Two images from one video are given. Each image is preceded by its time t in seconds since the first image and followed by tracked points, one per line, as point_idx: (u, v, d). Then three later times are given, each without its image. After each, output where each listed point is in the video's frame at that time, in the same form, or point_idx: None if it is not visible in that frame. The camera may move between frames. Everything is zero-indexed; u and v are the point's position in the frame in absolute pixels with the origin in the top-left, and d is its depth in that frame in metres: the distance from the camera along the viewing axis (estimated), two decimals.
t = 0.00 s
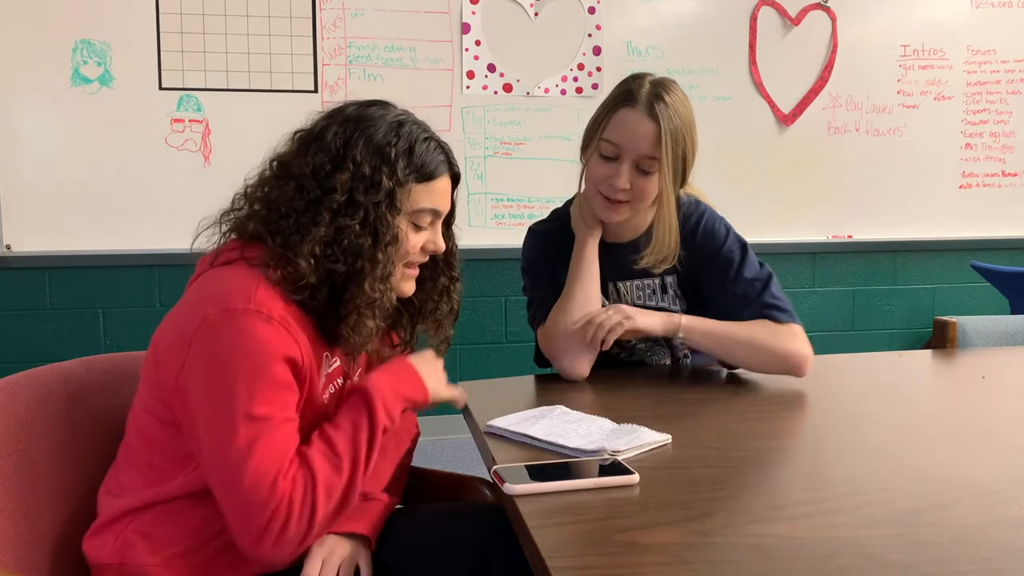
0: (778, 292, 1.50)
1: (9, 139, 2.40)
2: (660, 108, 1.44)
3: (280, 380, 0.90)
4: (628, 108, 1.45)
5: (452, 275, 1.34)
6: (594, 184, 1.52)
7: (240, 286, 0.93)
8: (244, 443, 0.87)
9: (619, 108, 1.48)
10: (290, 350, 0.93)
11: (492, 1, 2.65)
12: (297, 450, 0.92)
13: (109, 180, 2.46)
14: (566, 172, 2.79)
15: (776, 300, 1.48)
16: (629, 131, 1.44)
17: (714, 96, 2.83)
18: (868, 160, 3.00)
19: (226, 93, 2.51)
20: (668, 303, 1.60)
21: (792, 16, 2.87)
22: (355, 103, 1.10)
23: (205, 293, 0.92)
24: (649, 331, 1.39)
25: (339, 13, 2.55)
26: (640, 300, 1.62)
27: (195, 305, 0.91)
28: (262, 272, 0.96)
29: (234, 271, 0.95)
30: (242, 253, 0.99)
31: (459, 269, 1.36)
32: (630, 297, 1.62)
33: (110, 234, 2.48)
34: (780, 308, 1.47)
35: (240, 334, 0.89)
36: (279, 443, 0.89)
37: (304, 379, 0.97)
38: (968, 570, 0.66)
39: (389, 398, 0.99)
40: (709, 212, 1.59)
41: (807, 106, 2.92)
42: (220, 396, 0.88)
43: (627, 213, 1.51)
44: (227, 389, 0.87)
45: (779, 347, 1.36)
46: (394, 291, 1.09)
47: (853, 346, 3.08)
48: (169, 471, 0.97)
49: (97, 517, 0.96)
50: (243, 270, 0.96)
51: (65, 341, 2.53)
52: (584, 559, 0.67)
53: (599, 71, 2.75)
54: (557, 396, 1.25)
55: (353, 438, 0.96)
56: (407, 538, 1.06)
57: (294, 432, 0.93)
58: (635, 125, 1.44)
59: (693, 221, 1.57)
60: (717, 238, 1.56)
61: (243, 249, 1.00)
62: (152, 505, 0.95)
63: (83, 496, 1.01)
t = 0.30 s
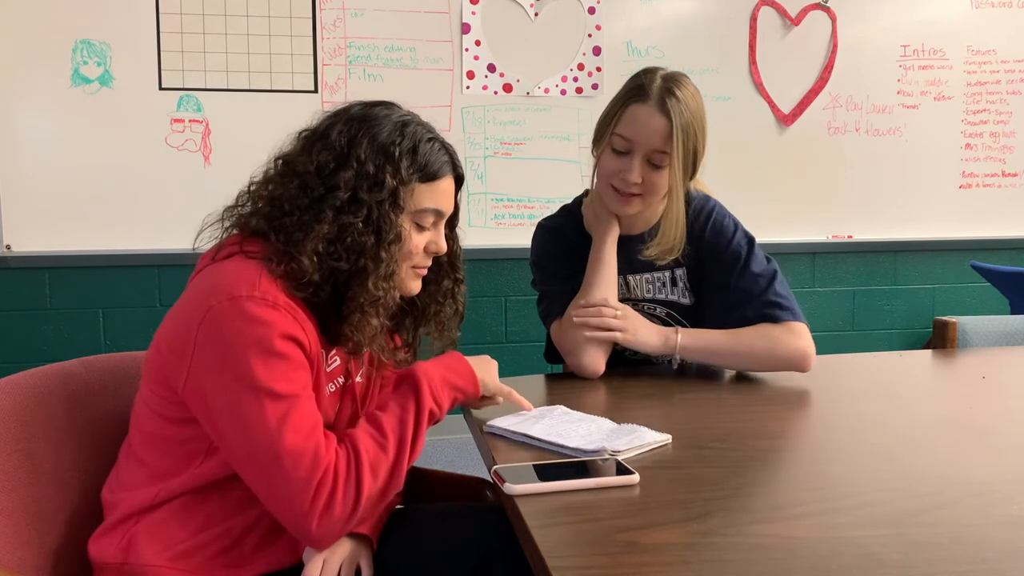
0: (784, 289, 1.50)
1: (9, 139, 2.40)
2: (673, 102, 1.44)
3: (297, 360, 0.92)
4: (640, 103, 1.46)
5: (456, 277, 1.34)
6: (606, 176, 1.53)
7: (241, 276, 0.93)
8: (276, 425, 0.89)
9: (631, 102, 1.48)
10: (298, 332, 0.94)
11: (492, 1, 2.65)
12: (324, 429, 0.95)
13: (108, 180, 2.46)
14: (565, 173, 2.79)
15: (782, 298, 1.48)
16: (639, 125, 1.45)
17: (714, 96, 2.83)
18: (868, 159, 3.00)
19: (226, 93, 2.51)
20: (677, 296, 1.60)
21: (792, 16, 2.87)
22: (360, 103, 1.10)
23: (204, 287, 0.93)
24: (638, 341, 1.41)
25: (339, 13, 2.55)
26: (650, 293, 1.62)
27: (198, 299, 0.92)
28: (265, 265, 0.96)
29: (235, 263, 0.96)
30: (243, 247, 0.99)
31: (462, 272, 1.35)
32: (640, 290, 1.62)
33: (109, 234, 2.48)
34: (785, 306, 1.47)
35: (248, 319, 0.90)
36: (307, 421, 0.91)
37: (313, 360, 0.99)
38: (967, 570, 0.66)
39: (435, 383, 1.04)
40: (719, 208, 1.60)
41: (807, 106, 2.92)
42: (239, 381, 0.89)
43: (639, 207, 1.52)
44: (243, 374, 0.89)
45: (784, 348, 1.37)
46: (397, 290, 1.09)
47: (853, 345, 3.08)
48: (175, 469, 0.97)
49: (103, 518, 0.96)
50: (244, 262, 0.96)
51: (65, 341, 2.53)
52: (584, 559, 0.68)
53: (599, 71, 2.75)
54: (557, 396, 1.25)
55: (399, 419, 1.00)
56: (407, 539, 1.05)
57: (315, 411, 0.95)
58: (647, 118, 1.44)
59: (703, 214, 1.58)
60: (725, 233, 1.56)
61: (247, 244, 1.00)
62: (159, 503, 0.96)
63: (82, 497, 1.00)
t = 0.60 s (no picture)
0: (779, 296, 1.49)
1: (9, 139, 2.40)
2: (679, 105, 1.43)
3: (301, 358, 0.92)
4: (648, 105, 1.45)
5: (459, 280, 1.33)
6: (612, 177, 1.52)
7: (244, 275, 0.93)
8: (281, 423, 0.89)
9: (638, 103, 1.47)
10: (301, 330, 0.94)
11: (492, 1, 2.65)
12: (330, 427, 0.95)
13: (109, 180, 2.46)
14: (566, 173, 2.79)
15: (775, 303, 1.47)
16: (646, 128, 1.44)
17: (714, 96, 2.83)
18: (868, 159, 3.00)
19: (226, 93, 2.51)
20: (679, 298, 1.61)
21: (792, 16, 2.87)
22: (364, 105, 1.10)
23: (206, 286, 0.93)
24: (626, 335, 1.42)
25: (339, 13, 2.55)
26: (652, 294, 1.63)
27: (201, 298, 0.92)
28: (267, 265, 0.96)
29: (237, 262, 0.95)
30: (246, 247, 0.99)
31: (465, 274, 1.35)
32: (641, 291, 1.64)
33: (110, 234, 2.48)
34: (777, 311, 1.45)
35: (252, 317, 0.90)
36: (313, 418, 0.92)
37: (317, 358, 0.99)
38: (968, 570, 0.66)
39: (441, 383, 1.05)
40: (723, 210, 1.60)
41: (807, 106, 2.92)
42: (244, 379, 0.89)
43: (644, 208, 1.52)
44: (248, 373, 0.89)
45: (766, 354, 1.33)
46: (399, 292, 1.09)
47: (853, 346, 3.08)
48: (176, 470, 0.97)
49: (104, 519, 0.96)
50: (246, 262, 0.96)
51: (65, 341, 2.53)
52: (583, 559, 0.67)
53: (599, 71, 2.75)
54: (558, 396, 1.25)
55: (406, 417, 1.00)
56: (407, 539, 1.05)
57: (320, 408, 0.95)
58: (654, 120, 1.44)
59: (706, 216, 1.58)
60: (726, 235, 1.56)
61: (249, 244, 1.00)
62: (161, 503, 0.95)
63: (83, 498, 1.00)
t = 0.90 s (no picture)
0: (771, 298, 1.49)
1: (9, 139, 2.40)
2: (681, 110, 1.43)
3: (302, 357, 0.92)
4: (649, 110, 1.45)
5: (459, 279, 1.33)
6: (611, 182, 1.52)
7: (244, 275, 0.93)
8: (283, 422, 0.89)
9: (638, 108, 1.47)
10: (303, 330, 0.94)
11: (492, 2, 2.65)
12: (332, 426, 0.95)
13: (109, 180, 2.47)
14: (566, 173, 2.79)
15: (767, 305, 1.46)
16: (646, 133, 1.44)
17: (714, 97, 2.83)
18: (868, 160, 3.00)
19: (226, 93, 2.51)
20: (680, 300, 1.60)
21: (792, 16, 2.87)
22: (364, 105, 1.10)
23: (207, 286, 0.93)
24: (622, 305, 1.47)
25: (339, 13, 2.55)
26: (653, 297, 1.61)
27: (202, 299, 0.92)
28: (268, 264, 0.96)
29: (238, 262, 0.95)
30: (247, 246, 0.99)
31: (466, 274, 1.35)
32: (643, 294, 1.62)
33: (109, 234, 2.48)
34: (768, 313, 1.45)
35: (253, 317, 0.90)
36: (315, 417, 0.92)
37: (319, 358, 0.99)
38: (968, 570, 0.66)
39: (441, 381, 1.05)
40: (723, 211, 1.60)
41: (807, 106, 2.92)
42: (245, 379, 0.89)
43: (643, 213, 1.52)
44: (249, 372, 0.89)
45: (758, 351, 1.33)
46: (401, 292, 1.09)
47: (853, 346, 3.08)
48: (177, 470, 0.97)
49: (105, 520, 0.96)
50: (247, 261, 0.96)
51: (65, 342, 2.53)
52: (583, 560, 0.67)
53: (599, 71, 2.76)
54: (558, 396, 1.25)
55: (407, 415, 1.00)
56: (406, 539, 1.05)
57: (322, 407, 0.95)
58: (655, 126, 1.44)
59: (706, 214, 1.58)
60: (724, 235, 1.56)
61: (250, 245, 1.00)
62: (162, 502, 0.96)
63: (83, 498, 1.00)
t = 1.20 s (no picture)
0: (772, 298, 1.49)
1: (9, 139, 2.40)
2: (679, 115, 1.43)
3: (298, 359, 0.92)
4: (648, 114, 1.45)
5: (460, 280, 1.33)
6: (610, 186, 1.52)
7: (243, 276, 0.93)
8: (278, 423, 0.89)
9: (637, 112, 1.47)
10: (299, 331, 0.94)
11: (492, 2, 2.65)
12: (326, 428, 0.95)
13: (109, 180, 2.47)
14: (566, 173, 2.79)
15: (768, 305, 1.46)
16: (645, 138, 1.44)
17: (715, 97, 2.83)
18: (868, 159, 3.00)
19: (226, 93, 2.51)
20: (680, 301, 1.59)
21: (792, 16, 2.87)
22: (364, 105, 1.10)
23: (205, 286, 0.93)
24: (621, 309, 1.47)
25: (339, 13, 2.55)
26: (653, 298, 1.61)
27: (200, 299, 0.92)
28: (267, 265, 0.96)
29: (237, 262, 0.95)
30: (246, 247, 0.99)
31: (467, 274, 1.35)
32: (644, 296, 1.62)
33: (109, 234, 2.48)
34: (770, 313, 1.45)
35: (250, 318, 0.90)
36: (309, 419, 0.92)
37: (315, 359, 0.99)
38: (968, 570, 0.66)
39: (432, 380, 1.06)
40: (723, 210, 1.60)
41: (807, 106, 2.92)
42: (242, 380, 0.89)
43: (641, 217, 1.52)
44: (246, 373, 0.89)
45: (758, 352, 1.33)
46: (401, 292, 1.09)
47: (853, 346, 3.08)
48: (176, 470, 0.97)
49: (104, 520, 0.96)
50: (245, 262, 0.96)
51: (64, 342, 2.53)
52: (583, 560, 0.67)
53: (599, 71, 2.76)
54: (558, 396, 1.25)
55: (396, 415, 1.00)
56: (406, 540, 1.05)
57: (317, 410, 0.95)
58: (653, 130, 1.44)
59: (705, 214, 1.58)
60: (724, 235, 1.56)
61: (249, 245, 1.00)
62: (161, 502, 0.95)
63: (82, 499, 1.00)
